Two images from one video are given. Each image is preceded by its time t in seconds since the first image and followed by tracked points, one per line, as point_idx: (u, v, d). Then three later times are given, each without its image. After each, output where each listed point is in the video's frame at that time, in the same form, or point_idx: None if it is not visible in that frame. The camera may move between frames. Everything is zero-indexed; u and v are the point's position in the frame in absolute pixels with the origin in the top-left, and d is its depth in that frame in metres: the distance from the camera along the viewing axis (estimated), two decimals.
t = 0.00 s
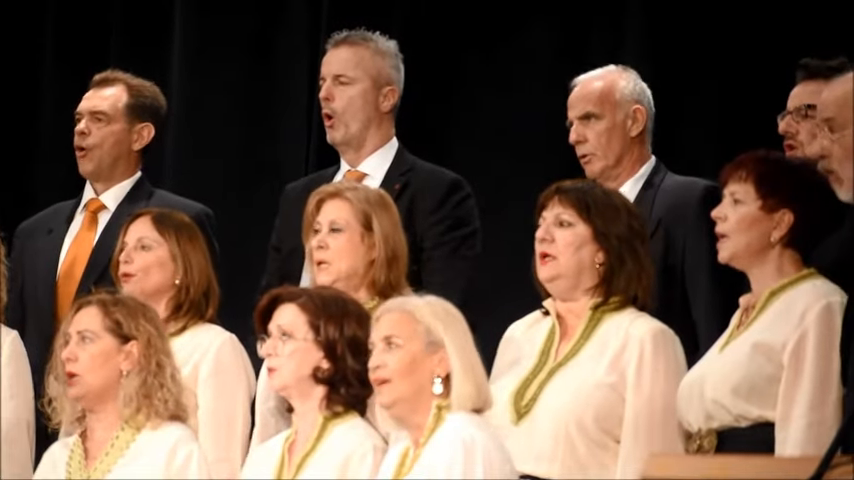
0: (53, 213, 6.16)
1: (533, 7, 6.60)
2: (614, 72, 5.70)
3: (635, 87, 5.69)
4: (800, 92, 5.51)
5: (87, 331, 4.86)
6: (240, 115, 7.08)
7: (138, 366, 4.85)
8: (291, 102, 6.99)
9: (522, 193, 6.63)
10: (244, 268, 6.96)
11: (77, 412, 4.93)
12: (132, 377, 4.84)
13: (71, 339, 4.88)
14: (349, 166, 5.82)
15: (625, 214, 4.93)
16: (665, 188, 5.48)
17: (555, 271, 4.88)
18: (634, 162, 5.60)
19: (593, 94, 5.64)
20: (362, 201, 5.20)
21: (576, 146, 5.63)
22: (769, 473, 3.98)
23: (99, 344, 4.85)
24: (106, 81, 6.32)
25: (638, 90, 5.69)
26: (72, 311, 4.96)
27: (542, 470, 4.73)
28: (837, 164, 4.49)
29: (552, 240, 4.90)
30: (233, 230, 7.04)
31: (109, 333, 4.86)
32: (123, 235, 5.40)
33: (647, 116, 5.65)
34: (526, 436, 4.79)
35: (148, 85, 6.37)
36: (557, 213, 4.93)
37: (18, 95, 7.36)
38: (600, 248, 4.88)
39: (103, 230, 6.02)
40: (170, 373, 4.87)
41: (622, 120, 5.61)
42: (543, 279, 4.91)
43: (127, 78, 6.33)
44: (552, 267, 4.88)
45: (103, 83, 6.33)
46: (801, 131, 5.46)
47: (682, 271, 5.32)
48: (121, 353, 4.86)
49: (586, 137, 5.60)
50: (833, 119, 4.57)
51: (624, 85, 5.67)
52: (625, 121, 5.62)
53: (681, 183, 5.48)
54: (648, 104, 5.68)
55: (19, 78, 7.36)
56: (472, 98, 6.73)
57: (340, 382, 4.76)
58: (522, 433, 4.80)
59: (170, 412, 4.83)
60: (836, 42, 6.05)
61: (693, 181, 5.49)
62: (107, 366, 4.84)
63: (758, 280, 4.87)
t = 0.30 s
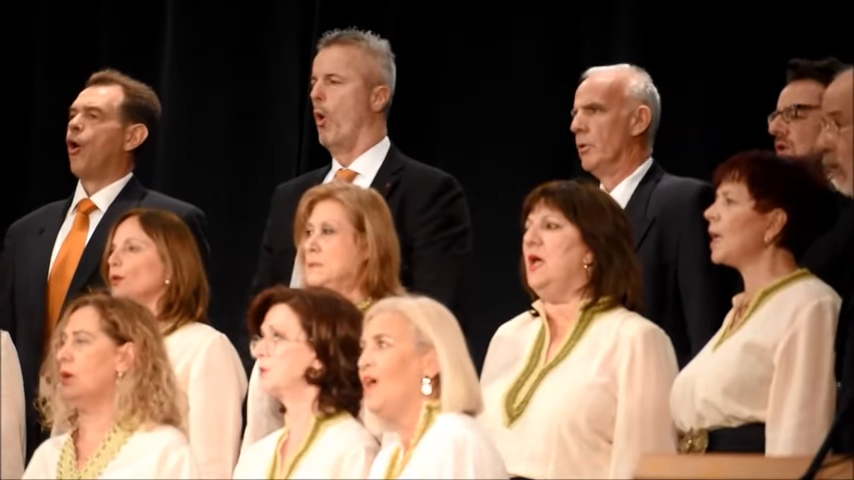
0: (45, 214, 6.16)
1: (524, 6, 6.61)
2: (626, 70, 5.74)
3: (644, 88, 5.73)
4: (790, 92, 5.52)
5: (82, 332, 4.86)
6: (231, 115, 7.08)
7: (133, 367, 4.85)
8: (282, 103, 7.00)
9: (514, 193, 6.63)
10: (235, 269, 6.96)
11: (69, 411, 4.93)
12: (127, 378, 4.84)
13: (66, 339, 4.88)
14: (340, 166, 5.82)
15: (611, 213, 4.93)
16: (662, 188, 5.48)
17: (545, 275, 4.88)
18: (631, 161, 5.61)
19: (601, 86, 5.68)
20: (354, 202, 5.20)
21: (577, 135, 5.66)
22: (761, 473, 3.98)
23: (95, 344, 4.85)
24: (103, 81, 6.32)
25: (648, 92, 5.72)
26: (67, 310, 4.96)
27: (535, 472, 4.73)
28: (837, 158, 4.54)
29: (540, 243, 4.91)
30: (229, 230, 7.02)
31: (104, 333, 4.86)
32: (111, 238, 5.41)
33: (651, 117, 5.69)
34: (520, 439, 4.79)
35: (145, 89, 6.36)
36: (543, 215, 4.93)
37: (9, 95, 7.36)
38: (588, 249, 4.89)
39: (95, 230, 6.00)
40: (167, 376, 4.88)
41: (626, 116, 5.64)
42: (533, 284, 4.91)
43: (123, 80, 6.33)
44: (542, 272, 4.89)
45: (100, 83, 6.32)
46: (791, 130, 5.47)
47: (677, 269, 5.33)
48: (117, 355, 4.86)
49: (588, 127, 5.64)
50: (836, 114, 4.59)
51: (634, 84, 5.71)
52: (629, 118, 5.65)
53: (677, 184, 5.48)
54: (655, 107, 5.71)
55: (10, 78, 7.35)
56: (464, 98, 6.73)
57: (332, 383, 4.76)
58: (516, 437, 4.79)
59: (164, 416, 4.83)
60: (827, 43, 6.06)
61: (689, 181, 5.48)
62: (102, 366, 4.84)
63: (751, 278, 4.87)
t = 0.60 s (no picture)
0: (33, 213, 6.16)
1: (516, 6, 6.62)
2: (619, 69, 5.75)
3: (636, 87, 5.74)
4: (780, 92, 5.52)
5: (80, 330, 4.86)
6: (221, 113, 7.07)
7: (129, 370, 4.85)
8: (271, 102, 7.01)
9: (505, 193, 6.64)
10: (225, 269, 6.97)
11: (58, 408, 4.90)
12: (122, 380, 4.84)
13: (63, 336, 4.88)
14: (331, 165, 5.82)
15: (599, 212, 4.94)
16: (644, 190, 5.47)
17: (535, 277, 4.89)
18: (617, 161, 5.61)
19: (594, 82, 5.70)
20: (350, 201, 5.20)
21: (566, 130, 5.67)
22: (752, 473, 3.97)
23: (92, 344, 4.85)
24: (94, 80, 6.33)
25: (640, 92, 5.73)
26: (64, 307, 4.96)
27: (523, 471, 4.73)
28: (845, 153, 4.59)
29: (530, 244, 4.91)
30: (217, 229, 7.03)
31: (103, 334, 4.86)
32: (100, 238, 5.41)
33: (641, 117, 5.70)
34: (509, 438, 4.78)
35: (135, 89, 6.35)
36: (533, 216, 4.94)
37: None
38: (577, 250, 4.89)
39: (84, 229, 6.02)
40: (161, 380, 4.89)
41: (616, 114, 5.66)
42: (524, 287, 4.92)
43: (114, 79, 6.34)
44: (532, 274, 4.89)
45: (91, 82, 6.33)
46: (783, 130, 5.47)
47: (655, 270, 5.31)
48: (113, 356, 4.86)
49: (577, 122, 5.65)
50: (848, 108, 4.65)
51: (627, 83, 5.72)
52: (619, 117, 5.66)
53: (660, 185, 5.47)
54: (645, 108, 5.73)
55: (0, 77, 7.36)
56: (454, 98, 6.73)
57: (325, 382, 4.76)
58: (506, 437, 4.79)
59: (157, 418, 4.83)
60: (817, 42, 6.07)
61: (672, 183, 5.48)
62: (97, 366, 4.83)
63: (742, 279, 4.87)
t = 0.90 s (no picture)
0: (22, 210, 6.15)
1: (508, 6, 6.61)
2: (605, 69, 5.74)
3: (621, 88, 5.73)
4: (771, 93, 5.52)
5: (74, 328, 4.86)
6: (212, 110, 7.07)
7: (123, 368, 4.85)
8: (262, 98, 7.00)
9: (495, 192, 6.63)
10: (211, 267, 6.97)
11: (49, 405, 4.92)
12: (116, 379, 4.84)
13: (56, 333, 4.88)
14: (323, 162, 5.83)
15: (592, 213, 4.94)
16: (626, 193, 5.45)
17: (526, 275, 4.89)
18: (599, 162, 5.62)
19: (579, 83, 5.68)
20: (342, 200, 5.20)
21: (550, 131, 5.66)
22: (746, 472, 3.97)
23: (86, 342, 4.84)
24: (79, 80, 6.31)
25: (625, 93, 5.73)
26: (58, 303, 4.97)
27: (511, 470, 4.77)
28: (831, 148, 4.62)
29: (521, 243, 4.91)
30: (207, 227, 7.04)
31: (97, 332, 4.86)
32: (91, 234, 5.41)
33: (625, 120, 5.69)
34: (495, 436, 4.82)
35: (121, 85, 6.34)
36: (525, 215, 4.94)
37: None
38: (569, 249, 4.89)
39: (73, 227, 6.02)
40: (155, 379, 4.89)
41: (600, 117, 5.65)
42: (515, 285, 4.92)
43: (100, 77, 6.33)
44: (524, 272, 4.89)
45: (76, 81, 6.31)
46: (773, 131, 5.47)
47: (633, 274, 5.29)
48: (107, 354, 4.86)
49: (561, 123, 5.63)
50: (833, 109, 4.64)
51: (612, 84, 5.71)
52: (603, 120, 5.65)
53: (642, 189, 5.44)
54: (630, 109, 5.72)
55: None
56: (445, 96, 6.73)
57: (317, 380, 4.76)
58: (493, 435, 4.82)
59: (151, 417, 4.83)
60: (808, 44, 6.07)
61: (654, 188, 5.44)
62: (91, 365, 4.83)
63: (733, 279, 4.86)
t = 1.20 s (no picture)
0: (9, 208, 6.18)
1: (499, 6, 6.62)
2: (600, 71, 5.76)
3: (614, 91, 5.74)
4: (761, 94, 5.54)
5: (63, 327, 4.86)
6: (203, 104, 7.08)
7: (114, 365, 4.86)
8: (254, 95, 6.99)
9: (487, 190, 6.65)
10: (202, 265, 6.96)
11: (41, 403, 4.92)
12: (108, 376, 4.85)
13: (46, 334, 4.88)
14: (314, 161, 5.84)
15: (585, 215, 4.95)
16: (613, 198, 5.45)
17: (515, 272, 4.90)
18: (590, 163, 5.62)
19: (573, 83, 5.70)
20: (336, 198, 5.21)
21: (541, 131, 5.67)
22: (738, 471, 3.95)
23: (76, 341, 4.85)
24: (60, 77, 6.31)
25: (618, 96, 5.74)
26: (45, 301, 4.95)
27: (500, 468, 4.78)
28: (813, 150, 4.65)
29: (512, 240, 4.93)
30: (195, 227, 7.04)
31: (86, 331, 4.85)
32: (82, 229, 5.41)
33: (616, 123, 5.70)
34: (485, 436, 4.82)
35: (105, 80, 6.35)
36: (517, 212, 4.95)
37: None
38: (559, 249, 4.90)
39: (62, 225, 6.01)
40: (146, 375, 4.89)
41: (592, 118, 5.66)
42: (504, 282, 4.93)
43: (82, 72, 6.34)
44: (512, 268, 4.90)
45: (58, 79, 6.32)
46: (764, 132, 5.48)
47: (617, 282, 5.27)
48: (97, 351, 4.86)
49: (553, 123, 5.65)
50: (815, 112, 4.65)
51: (605, 87, 5.72)
52: (595, 121, 5.67)
53: (629, 195, 5.43)
54: (622, 113, 5.73)
55: None
56: (435, 95, 6.75)
57: (308, 378, 4.77)
58: (482, 435, 4.83)
59: (144, 413, 4.85)
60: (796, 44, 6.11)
61: (641, 194, 5.43)
62: (82, 364, 4.83)
63: (723, 280, 4.87)
